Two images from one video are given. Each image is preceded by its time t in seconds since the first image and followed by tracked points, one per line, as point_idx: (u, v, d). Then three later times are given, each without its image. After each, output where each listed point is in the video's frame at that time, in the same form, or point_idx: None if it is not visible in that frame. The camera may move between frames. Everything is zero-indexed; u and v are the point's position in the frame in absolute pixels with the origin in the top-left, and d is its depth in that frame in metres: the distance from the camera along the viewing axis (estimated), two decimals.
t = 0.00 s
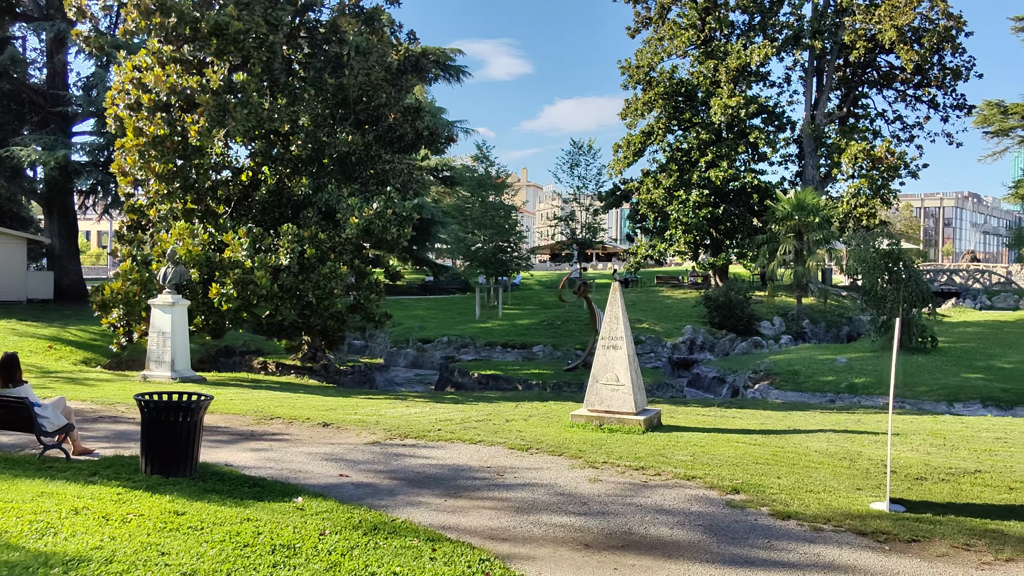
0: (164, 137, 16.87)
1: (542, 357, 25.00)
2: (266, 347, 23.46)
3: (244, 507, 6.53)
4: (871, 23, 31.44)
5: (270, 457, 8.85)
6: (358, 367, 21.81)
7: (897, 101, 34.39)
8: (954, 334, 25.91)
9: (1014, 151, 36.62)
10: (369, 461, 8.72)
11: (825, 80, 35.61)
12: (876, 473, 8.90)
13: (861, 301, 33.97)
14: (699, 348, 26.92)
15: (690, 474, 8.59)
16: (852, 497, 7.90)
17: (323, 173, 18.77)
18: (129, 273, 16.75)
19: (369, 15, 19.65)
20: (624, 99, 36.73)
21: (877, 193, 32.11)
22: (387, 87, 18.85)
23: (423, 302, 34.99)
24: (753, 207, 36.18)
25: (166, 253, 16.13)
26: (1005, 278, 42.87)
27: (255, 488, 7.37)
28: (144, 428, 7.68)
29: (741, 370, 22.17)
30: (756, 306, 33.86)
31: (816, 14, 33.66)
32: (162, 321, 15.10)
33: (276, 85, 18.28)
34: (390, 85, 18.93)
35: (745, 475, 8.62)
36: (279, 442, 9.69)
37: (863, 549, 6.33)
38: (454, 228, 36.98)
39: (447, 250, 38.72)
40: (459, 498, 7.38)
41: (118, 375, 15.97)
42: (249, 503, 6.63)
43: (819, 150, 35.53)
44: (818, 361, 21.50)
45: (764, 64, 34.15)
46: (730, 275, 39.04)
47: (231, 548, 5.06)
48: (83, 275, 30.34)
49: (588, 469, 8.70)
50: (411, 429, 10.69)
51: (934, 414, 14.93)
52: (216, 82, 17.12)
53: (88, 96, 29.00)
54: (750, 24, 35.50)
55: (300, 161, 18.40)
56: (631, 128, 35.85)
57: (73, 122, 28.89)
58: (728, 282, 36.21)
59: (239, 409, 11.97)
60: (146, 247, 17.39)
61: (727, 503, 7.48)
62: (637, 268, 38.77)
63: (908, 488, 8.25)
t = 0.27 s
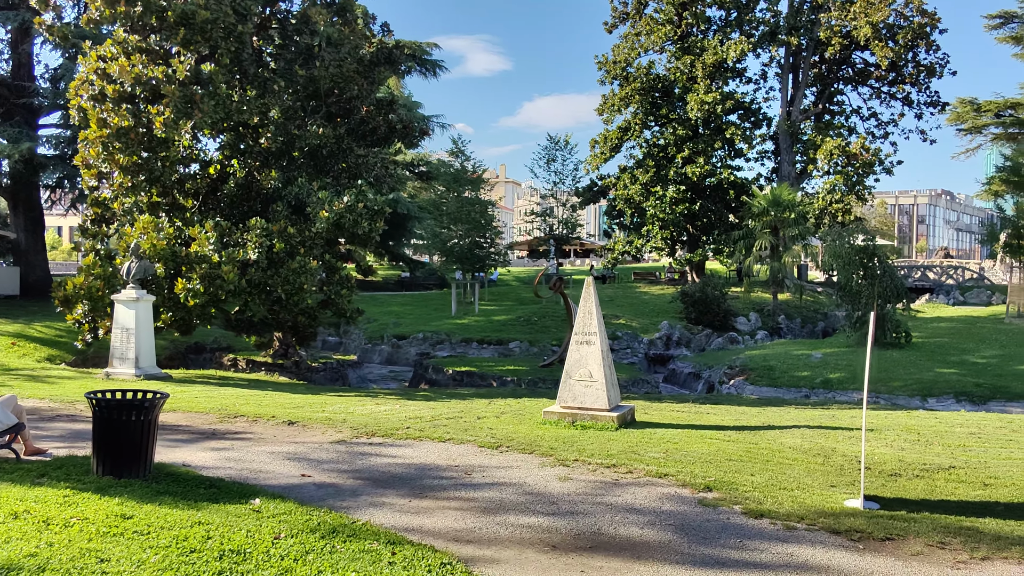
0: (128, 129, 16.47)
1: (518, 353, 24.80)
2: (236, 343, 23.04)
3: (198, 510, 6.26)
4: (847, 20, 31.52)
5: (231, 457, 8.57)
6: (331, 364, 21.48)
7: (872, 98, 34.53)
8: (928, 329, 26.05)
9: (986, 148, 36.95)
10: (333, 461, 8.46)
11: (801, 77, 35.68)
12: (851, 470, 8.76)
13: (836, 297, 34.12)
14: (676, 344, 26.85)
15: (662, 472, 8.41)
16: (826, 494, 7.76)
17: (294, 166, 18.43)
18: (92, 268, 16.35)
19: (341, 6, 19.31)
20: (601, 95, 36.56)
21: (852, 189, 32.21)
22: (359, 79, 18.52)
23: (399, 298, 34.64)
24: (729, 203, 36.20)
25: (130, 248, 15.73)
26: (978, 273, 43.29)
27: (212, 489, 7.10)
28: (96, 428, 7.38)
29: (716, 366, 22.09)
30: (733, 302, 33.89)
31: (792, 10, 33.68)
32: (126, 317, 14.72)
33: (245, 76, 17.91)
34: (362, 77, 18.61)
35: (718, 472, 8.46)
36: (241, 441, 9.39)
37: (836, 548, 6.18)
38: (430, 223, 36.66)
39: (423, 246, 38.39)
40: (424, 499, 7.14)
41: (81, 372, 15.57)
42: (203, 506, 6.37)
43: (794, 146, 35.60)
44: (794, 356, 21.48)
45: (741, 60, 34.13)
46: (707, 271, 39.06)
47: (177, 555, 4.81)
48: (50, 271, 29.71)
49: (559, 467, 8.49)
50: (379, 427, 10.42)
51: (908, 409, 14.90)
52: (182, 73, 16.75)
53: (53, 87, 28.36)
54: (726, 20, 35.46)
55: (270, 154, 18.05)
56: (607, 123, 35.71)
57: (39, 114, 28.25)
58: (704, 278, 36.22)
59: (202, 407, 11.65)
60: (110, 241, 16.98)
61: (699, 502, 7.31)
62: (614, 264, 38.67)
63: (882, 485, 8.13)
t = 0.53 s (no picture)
0: (94, 119, 16.05)
1: (496, 349, 24.56)
2: (209, 339, 22.61)
3: (151, 514, 5.97)
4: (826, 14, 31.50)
5: (193, 457, 8.26)
6: (305, 360, 21.12)
7: (850, 93, 34.57)
8: (905, 324, 26.10)
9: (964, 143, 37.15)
10: (298, 460, 8.17)
11: (780, 71, 35.65)
12: (829, 467, 8.61)
13: (814, 292, 34.20)
14: (655, 339, 26.74)
15: (638, 470, 8.21)
16: (804, 491, 7.59)
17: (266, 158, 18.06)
18: (57, 262, 15.92)
19: None
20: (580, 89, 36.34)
21: (830, 183, 32.23)
22: (332, 69, 18.16)
23: (376, 294, 34.27)
24: (709, 198, 36.15)
25: (95, 241, 15.33)
26: (954, 268, 43.57)
27: (169, 491, 6.80)
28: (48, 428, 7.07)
29: (695, 361, 21.97)
30: (712, 297, 33.84)
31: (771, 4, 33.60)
32: (91, 313, 14.32)
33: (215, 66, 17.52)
34: (336, 67, 18.24)
35: (694, 470, 8.27)
36: (205, 441, 9.08)
37: (815, 548, 6.00)
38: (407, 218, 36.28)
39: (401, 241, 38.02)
40: (391, 500, 6.88)
41: (45, 369, 15.15)
42: (157, 509, 6.09)
43: (773, 141, 35.58)
44: (772, 351, 21.40)
45: (720, 55, 34.04)
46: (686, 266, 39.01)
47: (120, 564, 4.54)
48: (17, 266, 29.02)
49: (532, 466, 8.26)
50: (349, 425, 10.14)
51: (886, 404, 14.83)
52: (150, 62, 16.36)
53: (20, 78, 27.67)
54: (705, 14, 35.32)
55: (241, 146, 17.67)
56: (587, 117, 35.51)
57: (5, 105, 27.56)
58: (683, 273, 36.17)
59: (167, 405, 11.30)
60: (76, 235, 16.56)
61: (675, 501, 7.11)
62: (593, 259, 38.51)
63: (861, 482, 7.97)
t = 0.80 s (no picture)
0: (57, 111, 15.63)
1: (473, 345, 24.32)
2: (180, 337, 22.18)
3: (97, 523, 5.69)
4: (805, 10, 31.45)
5: (150, 461, 7.95)
6: (278, 357, 20.77)
7: (828, 89, 34.61)
8: (883, 320, 26.16)
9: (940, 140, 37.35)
10: (260, 464, 7.89)
11: (759, 67, 35.61)
12: (805, 467, 8.45)
13: (792, 288, 34.25)
14: (633, 335, 26.63)
15: (610, 471, 8.00)
16: (780, 493, 7.41)
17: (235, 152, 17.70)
18: (18, 258, 15.50)
19: None
20: (559, 83, 36.11)
21: (808, 179, 32.23)
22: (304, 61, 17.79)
23: (353, 290, 33.91)
24: (688, 194, 36.07)
25: (57, 236, 14.90)
26: (930, 264, 43.87)
27: (120, 497, 6.51)
28: None
29: (673, 358, 21.83)
30: (690, 293, 33.80)
31: None
32: (53, 310, 13.93)
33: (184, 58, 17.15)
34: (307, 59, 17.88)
35: (669, 471, 8.08)
36: (164, 443, 8.77)
37: (790, 553, 5.80)
38: (385, 213, 35.93)
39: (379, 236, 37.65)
40: (353, 505, 6.62)
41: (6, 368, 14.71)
42: (104, 518, 5.80)
43: (752, 137, 35.55)
44: (750, 347, 21.32)
45: (700, 50, 33.95)
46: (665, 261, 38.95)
47: None
48: None
49: (502, 467, 8.02)
50: (316, 425, 9.85)
51: (863, 402, 14.75)
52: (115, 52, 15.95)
53: None
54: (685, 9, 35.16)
55: (211, 139, 17.32)
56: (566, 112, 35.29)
57: None
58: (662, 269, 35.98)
59: (129, 406, 10.95)
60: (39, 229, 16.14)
61: (647, 503, 6.90)
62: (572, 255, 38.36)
63: (838, 483, 7.80)
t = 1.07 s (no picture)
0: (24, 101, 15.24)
1: (455, 342, 24.08)
2: (155, 333, 21.80)
3: (41, 524, 5.41)
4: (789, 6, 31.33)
5: (108, 459, 7.67)
6: (255, 354, 20.44)
7: (812, 85, 34.54)
8: (866, 316, 26.11)
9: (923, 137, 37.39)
10: (223, 462, 7.62)
11: (743, 63, 35.50)
12: (785, 463, 8.26)
13: (776, 284, 34.22)
14: (617, 331, 26.47)
15: (586, 468, 7.78)
16: (758, 490, 7.21)
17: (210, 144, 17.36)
18: None
19: None
20: (543, 78, 35.87)
21: (792, 175, 32.15)
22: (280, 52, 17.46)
23: (335, 287, 33.60)
24: (673, 190, 35.95)
25: (24, 229, 14.53)
26: (914, 260, 43.98)
27: (70, 497, 6.23)
28: None
29: (656, 354, 21.66)
30: (674, 290, 33.69)
31: None
32: (19, 305, 13.57)
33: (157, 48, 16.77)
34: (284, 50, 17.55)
35: (646, 467, 7.86)
36: (126, 441, 8.48)
37: (767, 552, 5.60)
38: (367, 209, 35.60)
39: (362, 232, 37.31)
40: (316, 504, 6.36)
41: None
42: (50, 519, 5.53)
43: (736, 133, 35.45)
44: (733, 343, 21.19)
45: (684, 46, 33.80)
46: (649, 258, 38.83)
47: None
48: None
49: (474, 465, 7.78)
50: (286, 422, 9.58)
51: (846, 397, 14.61)
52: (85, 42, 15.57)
53: None
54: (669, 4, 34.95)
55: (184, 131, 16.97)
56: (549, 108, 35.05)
57: None
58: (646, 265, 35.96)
59: (93, 403, 10.64)
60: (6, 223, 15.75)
61: (622, 501, 6.69)
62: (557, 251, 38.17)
63: (818, 479, 7.62)
